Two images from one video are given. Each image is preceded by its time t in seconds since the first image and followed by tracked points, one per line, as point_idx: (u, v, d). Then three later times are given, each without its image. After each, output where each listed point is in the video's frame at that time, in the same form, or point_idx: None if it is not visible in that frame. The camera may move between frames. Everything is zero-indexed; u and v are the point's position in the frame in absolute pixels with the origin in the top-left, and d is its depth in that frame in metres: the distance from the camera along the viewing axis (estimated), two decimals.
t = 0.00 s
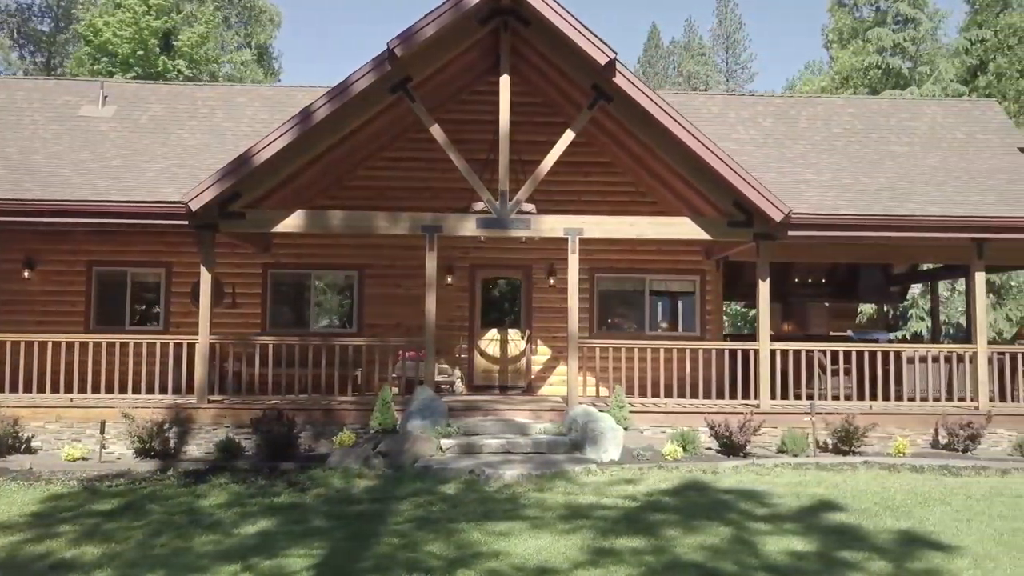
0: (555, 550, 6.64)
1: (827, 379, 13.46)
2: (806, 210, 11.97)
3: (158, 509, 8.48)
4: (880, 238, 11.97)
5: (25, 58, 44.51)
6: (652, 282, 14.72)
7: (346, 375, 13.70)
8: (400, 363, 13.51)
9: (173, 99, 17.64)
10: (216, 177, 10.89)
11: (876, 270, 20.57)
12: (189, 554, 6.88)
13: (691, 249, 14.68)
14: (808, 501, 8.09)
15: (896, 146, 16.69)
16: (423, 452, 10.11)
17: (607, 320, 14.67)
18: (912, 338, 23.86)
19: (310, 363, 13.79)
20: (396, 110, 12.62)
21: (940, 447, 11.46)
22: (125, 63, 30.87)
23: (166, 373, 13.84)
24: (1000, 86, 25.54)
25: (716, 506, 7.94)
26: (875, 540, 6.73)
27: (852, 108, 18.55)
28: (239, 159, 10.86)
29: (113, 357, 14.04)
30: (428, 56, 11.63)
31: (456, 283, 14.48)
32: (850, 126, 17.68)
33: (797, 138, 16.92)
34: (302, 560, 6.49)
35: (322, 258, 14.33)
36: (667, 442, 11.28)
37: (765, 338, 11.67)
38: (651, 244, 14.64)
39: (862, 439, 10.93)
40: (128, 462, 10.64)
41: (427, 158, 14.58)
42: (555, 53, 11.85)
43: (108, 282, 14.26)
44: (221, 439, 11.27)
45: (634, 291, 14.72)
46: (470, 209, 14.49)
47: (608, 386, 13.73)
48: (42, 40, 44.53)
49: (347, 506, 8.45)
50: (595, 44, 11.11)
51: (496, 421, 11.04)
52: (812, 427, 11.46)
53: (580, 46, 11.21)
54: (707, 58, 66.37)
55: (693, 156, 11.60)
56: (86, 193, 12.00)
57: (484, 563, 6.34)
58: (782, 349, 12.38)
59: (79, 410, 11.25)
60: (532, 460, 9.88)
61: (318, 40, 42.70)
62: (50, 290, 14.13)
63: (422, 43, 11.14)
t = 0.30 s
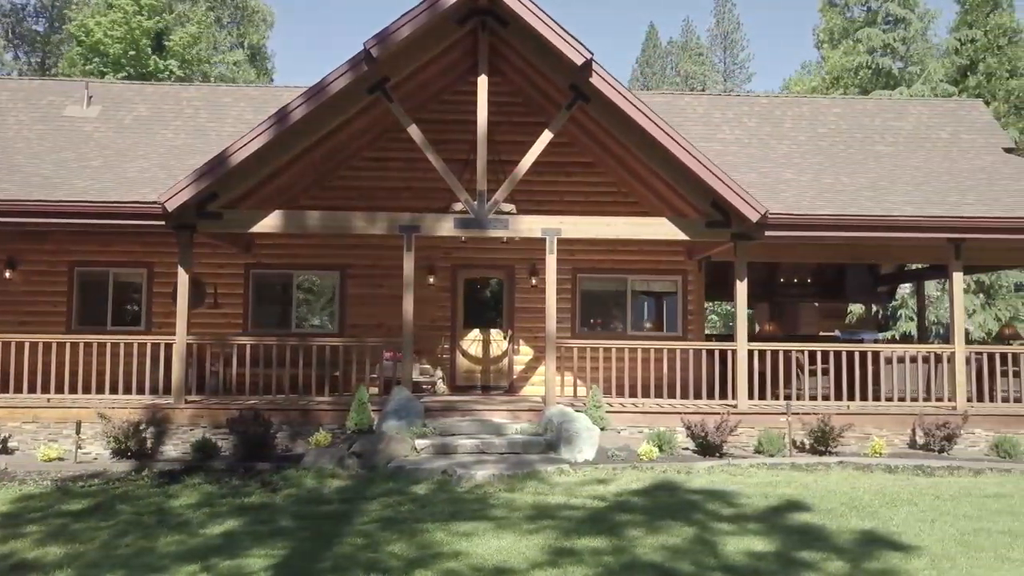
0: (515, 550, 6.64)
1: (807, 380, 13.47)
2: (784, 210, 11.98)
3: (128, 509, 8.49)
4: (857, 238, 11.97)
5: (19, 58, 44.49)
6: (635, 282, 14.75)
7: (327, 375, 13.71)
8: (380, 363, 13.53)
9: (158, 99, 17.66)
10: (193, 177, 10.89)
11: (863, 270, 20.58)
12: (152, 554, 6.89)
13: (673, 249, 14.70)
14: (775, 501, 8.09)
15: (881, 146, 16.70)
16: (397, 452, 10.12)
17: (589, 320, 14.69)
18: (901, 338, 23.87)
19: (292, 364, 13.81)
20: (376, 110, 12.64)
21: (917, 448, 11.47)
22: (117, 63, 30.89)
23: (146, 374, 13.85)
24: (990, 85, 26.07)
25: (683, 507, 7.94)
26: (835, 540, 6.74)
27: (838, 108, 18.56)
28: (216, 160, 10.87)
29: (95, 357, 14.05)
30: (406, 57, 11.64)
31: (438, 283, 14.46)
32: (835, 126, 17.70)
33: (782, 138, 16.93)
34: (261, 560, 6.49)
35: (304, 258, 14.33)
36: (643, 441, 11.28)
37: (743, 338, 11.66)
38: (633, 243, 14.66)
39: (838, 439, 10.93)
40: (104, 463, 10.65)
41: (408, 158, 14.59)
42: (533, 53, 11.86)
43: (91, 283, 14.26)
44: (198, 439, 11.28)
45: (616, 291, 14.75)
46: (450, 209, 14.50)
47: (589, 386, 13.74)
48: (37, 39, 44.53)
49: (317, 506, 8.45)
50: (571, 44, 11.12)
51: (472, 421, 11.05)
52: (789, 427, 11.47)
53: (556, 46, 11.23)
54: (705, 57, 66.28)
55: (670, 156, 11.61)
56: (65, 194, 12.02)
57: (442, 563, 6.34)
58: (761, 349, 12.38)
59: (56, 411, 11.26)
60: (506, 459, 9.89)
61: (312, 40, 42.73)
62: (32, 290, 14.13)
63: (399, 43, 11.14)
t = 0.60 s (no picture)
0: (476, 550, 6.65)
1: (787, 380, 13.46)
2: (762, 210, 11.98)
3: (96, 510, 8.49)
4: (835, 238, 11.97)
5: (13, 58, 44.43)
6: (617, 282, 14.76)
7: (308, 376, 13.72)
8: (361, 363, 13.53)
9: (143, 99, 17.65)
10: (168, 177, 10.88)
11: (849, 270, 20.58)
12: (113, 555, 6.89)
13: (655, 249, 14.71)
14: (743, 502, 8.09)
15: (865, 147, 16.70)
16: (371, 452, 10.12)
17: (571, 320, 14.70)
18: (889, 338, 23.87)
19: (273, 364, 13.82)
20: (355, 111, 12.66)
21: (894, 448, 11.47)
22: (108, 64, 30.89)
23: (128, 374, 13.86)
24: (979, 85, 26.07)
25: (650, 507, 7.94)
26: (796, 541, 6.75)
27: (823, 109, 18.56)
28: (191, 160, 10.87)
29: (75, 357, 14.06)
30: (383, 57, 11.65)
31: (420, 283, 14.42)
32: (820, 126, 17.70)
33: (766, 139, 16.93)
34: (221, 561, 6.49)
35: (285, 259, 14.34)
36: (619, 442, 11.28)
37: (720, 338, 11.65)
38: (614, 244, 14.68)
39: (814, 440, 10.93)
40: (79, 463, 10.65)
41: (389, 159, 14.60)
42: (510, 54, 11.89)
43: (72, 283, 14.27)
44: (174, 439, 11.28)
45: (598, 292, 14.76)
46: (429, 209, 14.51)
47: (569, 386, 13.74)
48: (31, 39, 44.50)
49: (286, 506, 8.46)
50: (547, 44, 11.13)
51: (448, 421, 11.07)
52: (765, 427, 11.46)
53: (531, 46, 11.24)
54: (701, 57, 66.29)
55: (647, 156, 11.63)
56: (43, 194, 12.02)
57: (400, 564, 6.35)
58: (740, 349, 12.38)
59: (32, 411, 11.26)
60: (479, 460, 9.91)
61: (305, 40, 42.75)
62: (13, 290, 14.13)
63: (375, 44, 11.14)
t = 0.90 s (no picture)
0: (433, 551, 6.63)
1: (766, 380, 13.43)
2: (739, 209, 11.94)
3: (61, 510, 8.46)
4: (812, 238, 11.94)
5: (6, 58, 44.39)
6: (597, 282, 14.75)
7: (287, 376, 13.71)
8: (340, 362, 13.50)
9: (126, 99, 17.62)
10: (141, 177, 10.86)
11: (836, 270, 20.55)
12: (69, 556, 6.86)
13: (635, 249, 14.69)
14: (708, 503, 8.06)
15: (849, 147, 16.67)
16: (342, 453, 10.09)
17: (552, 321, 14.69)
18: (877, 338, 23.84)
19: (251, 364, 13.81)
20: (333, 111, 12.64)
21: (870, 448, 11.44)
22: (99, 63, 30.87)
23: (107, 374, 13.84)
24: (968, 85, 26.03)
25: (614, 508, 7.92)
26: (755, 542, 6.72)
27: (809, 109, 18.53)
28: (164, 161, 10.87)
29: (54, 357, 14.02)
30: (358, 57, 11.64)
31: (400, 283, 14.39)
32: (805, 126, 17.67)
33: (750, 139, 16.90)
34: (176, 562, 6.47)
35: (265, 259, 14.34)
36: (594, 442, 11.26)
37: (696, 338, 11.62)
38: (595, 244, 14.66)
39: (789, 440, 10.91)
40: (52, 463, 10.61)
41: (368, 159, 14.70)
42: (486, 53, 11.87)
43: (52, 283, 14.23)
44: (148, 440, 11.24)
45: (579, 291, 14.75)
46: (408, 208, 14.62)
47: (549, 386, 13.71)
48: (25, 39, 44.48)
49: (252, 507, 8.43)
50: (521, 44, 11.10)
51: (422, 421, 11.05)
52: (741, 428, 11.44)
53: (506, 45, 11.22)
54: (698, 58, 66.31)
55: (622, 155, 11.61)
56: (19, 194, 11.99)
57: (354, 565, 6.32)
58: (717, 349, 12.35)
59: (6, 412, 11.22)
60: (450, 460, 9.89)
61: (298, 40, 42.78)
62: None
63: (349, 43, 11.12)
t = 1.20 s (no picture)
0: (390, 552, 6.58)
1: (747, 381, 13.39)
2: (718, 209, 11.90)
3: (26, 511, 8.41)
4: (791, 237, 11.91)
5: None
6: (579, 282, 14.72)
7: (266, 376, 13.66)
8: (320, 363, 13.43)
9: (109, 98, 17.57)
10: (114, 176, 10.83)
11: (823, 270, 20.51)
12: (26, 556, 6.81)
13: (617, 249, 14.66)
14: (676, 504, 8.01)
15: (833, 146, 16.64)
16: (315, 453, 10.06)
17: (534, 321, 14.71)
18: (866, 339, 23.80)
19: (230, 363, 13.77)
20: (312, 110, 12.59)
21: (848, 449, 11.40)
22: (89, 63, 30.85)
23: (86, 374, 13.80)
24: (958, 85, 25.93)
25: (580, 509, 7.87)
26: (715, 542, 6.68)
27: (795, 108, 18.49)
28: (138, 159, 10.83)
29: (33, 358, 13.97)
30: (335, 56, 11.60)
31: (380, 283, 14.34)
32: (790, 125, 17.62)
33: (735, 138, 16.86)
34: (131, 563, 6.42)
35: (245, 258, 14.31)
36: (571, 442, 11.22)
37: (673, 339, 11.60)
38: (576, 244, 14.64)
39: (765, 440, 10.88)
40: (25, 463, 10.57)
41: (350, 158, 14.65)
42: (464, 52, 11.84)
43: (31, 283, 14.19)
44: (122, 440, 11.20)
45: (561, 291, 14.72)
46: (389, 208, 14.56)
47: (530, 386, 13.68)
48: (19, 39, 44.49)
49: (218, 507, 8.38)
50: (497, 42, 11.07)
51: (396, 422, 11.02)
52: (718, 428, 11.40)
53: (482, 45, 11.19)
54: (694, 58, 66.33)
55: (599, 155, 11.58)
56: None
57: (309, 566, 6.28)
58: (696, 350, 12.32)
59: None
60: (422, 460, 9.87)
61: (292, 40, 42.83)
62: None
63: (325, 42, 11.08)
